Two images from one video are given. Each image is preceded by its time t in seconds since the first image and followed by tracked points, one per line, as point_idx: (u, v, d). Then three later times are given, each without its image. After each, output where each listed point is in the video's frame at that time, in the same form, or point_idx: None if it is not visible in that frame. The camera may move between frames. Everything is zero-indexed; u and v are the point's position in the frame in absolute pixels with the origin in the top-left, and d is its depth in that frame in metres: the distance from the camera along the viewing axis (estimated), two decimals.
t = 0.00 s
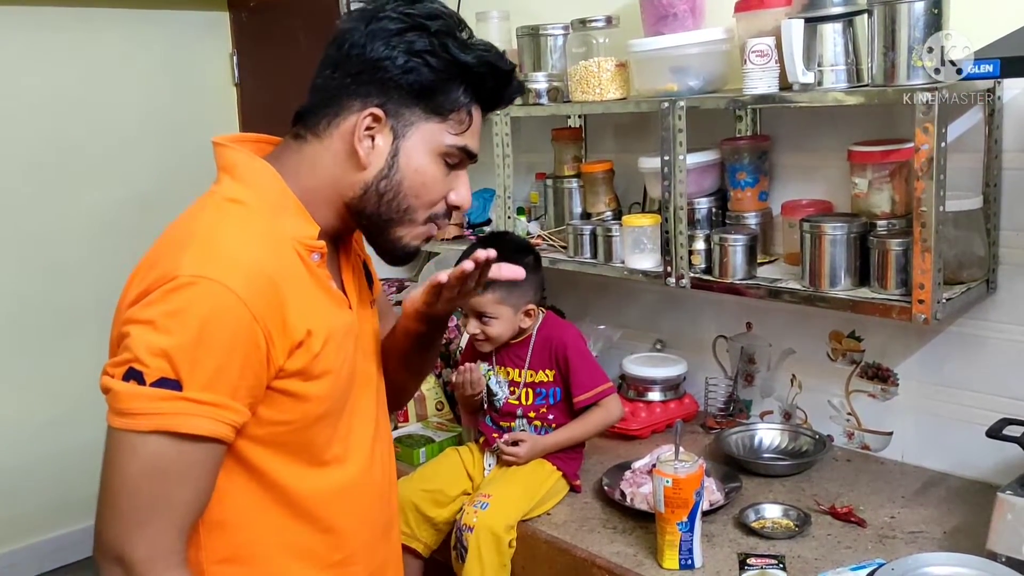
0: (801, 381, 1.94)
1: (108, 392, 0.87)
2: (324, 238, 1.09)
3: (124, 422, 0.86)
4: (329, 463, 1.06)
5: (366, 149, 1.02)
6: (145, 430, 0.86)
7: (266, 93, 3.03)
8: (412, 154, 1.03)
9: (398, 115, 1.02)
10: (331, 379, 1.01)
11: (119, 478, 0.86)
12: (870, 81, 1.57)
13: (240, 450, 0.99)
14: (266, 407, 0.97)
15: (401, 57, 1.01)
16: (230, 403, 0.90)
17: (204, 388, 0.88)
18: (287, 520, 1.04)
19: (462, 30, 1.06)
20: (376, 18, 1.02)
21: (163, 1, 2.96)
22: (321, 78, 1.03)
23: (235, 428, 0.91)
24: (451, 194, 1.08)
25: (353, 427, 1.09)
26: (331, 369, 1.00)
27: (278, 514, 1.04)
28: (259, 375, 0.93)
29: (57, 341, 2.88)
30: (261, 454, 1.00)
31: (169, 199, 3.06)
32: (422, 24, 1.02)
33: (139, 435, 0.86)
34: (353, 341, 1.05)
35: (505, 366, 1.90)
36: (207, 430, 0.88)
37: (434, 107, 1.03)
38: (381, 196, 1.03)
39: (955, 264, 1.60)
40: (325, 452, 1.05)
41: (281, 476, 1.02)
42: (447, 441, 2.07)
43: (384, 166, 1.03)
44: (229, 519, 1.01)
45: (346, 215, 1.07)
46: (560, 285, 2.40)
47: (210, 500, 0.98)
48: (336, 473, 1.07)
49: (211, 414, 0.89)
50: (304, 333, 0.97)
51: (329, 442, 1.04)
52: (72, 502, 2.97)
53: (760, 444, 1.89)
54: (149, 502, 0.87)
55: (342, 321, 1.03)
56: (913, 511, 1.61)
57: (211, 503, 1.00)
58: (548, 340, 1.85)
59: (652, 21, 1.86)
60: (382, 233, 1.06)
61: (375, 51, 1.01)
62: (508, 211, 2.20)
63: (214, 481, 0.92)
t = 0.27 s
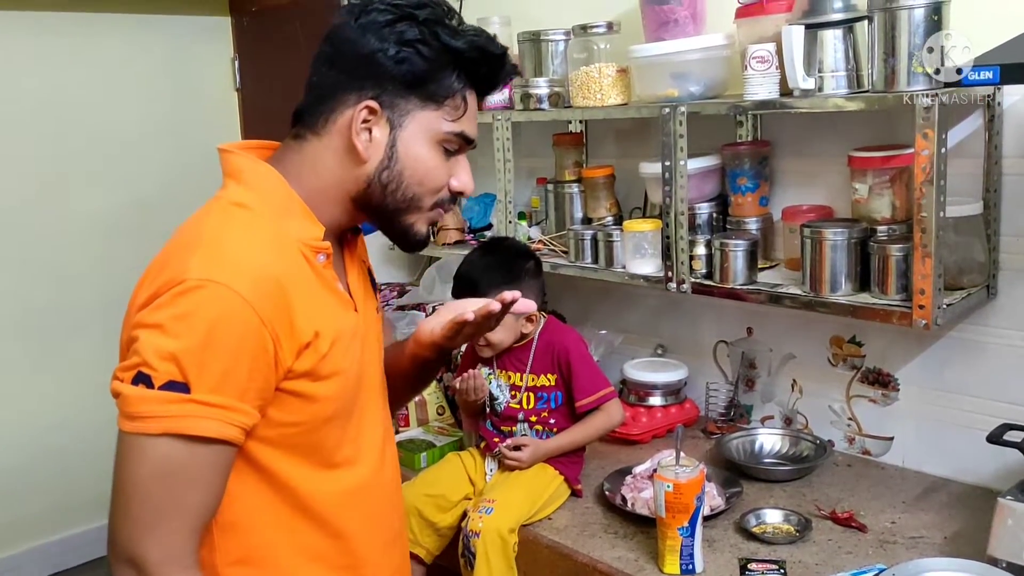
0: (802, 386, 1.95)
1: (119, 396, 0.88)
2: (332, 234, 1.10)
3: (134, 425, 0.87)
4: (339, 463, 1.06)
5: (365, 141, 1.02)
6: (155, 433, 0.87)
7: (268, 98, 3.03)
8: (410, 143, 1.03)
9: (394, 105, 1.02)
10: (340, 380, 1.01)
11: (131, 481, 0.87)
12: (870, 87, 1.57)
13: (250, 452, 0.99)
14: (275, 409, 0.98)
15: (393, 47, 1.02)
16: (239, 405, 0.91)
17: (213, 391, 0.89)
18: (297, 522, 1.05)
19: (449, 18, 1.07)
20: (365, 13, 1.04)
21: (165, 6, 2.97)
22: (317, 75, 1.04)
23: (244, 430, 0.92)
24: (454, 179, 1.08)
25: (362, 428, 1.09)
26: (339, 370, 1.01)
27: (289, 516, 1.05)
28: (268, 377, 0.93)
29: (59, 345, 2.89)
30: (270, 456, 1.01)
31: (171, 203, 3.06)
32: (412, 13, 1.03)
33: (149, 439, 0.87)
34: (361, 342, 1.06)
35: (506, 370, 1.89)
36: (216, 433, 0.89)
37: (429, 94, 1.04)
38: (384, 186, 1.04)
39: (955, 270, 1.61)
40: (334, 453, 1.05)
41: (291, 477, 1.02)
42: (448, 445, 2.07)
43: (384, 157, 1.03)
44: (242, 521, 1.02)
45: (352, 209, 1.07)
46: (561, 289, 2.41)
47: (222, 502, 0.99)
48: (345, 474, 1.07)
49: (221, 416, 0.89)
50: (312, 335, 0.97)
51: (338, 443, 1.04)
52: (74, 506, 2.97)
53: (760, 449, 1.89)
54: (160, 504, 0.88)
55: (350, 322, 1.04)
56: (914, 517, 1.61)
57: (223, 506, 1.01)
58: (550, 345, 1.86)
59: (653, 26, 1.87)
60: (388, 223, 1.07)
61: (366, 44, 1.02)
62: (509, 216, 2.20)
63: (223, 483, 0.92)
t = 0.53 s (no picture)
0: (801, 392, 1.94)
1: (126, 405, 0.89)
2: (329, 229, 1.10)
3: (142, 432, 0.87)
4: (347, 462, 1.07)
5: (348, 130, 1.02)
6: (163, 440, 0.87)
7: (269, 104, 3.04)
8: (393, 127, 1.04)
9: (372, 90, 1.02)
10: (345, 378, 1.01)
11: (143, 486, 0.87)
12: (869, 94, 1.57)
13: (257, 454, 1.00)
14: (281, 409, 0.98)
15: (365, 32, 1.02)
16: (246, 407, 0.91)
17: (218, 394, 0.89)
18: (309, 523, 1.06)
19: None
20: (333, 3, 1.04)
21: (166, 12, 2.97)
22: (295, 72, 1.05)
23: (252, 431, 0.92)
24: (440, 159, 1.08)
25: (368, 426, 1.09)
26: (344, 368, 1.01)
27: (300, 517, 1.05)
28: (274, 378, 0.93)
29: (59, 350, 2.88)
30: (279, 458, 1.01)
31: (172, 208, 3.06)
32: None
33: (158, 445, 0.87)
34: (364, 340, 1.06)
35: (506, 376, 1.89)
36: (224, 435, 0.89)
37: (406, 75, 1.04)
38: (373, 173, 1.04)
39: (955, 275, 1.60)
40: (342, 452, 1.05)
41: (299, 478, 1.03)
42: (448, 451, 2.07)
43: (370, 143, 1.03)
44: (255, 524, 1.02)
45: (346, 200, 1.08)
46: (561, 295, 2.41)
47: (234, 506, 0.99)
48: (353, 472, 1.07)
49: (228, 419, 0.89)
50: (314, 333, 0.97)
51: (344, 442, 1.05)
52: (75, 511, 2.96)
53: (760, 455, 1.89)
54: (173, 512, 0.88)
55: (351, 319, 1.04)
56: (914, 523, 1.61)
57: (235, 510, 1.01)
58: (550, 352, 1.86)
59: (653, 33, 1.87)
60: (382, 209, 1.07)
61: (337, 33, 1.02)
62: (509, 221, 2.21)
63: (235, 485, 0.92)
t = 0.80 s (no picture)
0: (801, 399, 1.94)
1: (138, 417, 0.89)
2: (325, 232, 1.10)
3: (156, 443, 0.87)
4: (359, 462, 1.07)
5: (338, 130, 1.03)
6: (178, 449, 0.87)
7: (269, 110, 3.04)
8: (381, 124, 1.04)
9: (358, 89, 1.02)
10: (353, 378, 1.01)
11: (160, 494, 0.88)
12: (869, 100, 1.57)
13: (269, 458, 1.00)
14: (292, 413, 0.98)
15: (346, 32, 1.02)
16: (257, 412, 0.91)
17: (229, 400, 0.89)
18: (326, 527, 1.06)
19: None
20: (312, 5, 1.03)
21: (166, 19, 2.98)
22: (281, 77, 1.05)
23: (265, 436, 0.92)
24: (430, 152, 1.08)
25: (378, 426, 1.09)
26: (351, 368, 1.01)
27: (316, 521, 1.05)
28: (284, 380, 0.93)
29: (59, 356, 2.88)
30: (292, 462, 1.01)
31: (173, 215, 3.06)
32: None
33: (172, 455, 0.87)
34: (370, 339, 1.06)
35: (506, 385, 1.89)
36: (237, 441, 0.89)
37: (390, 72, 1.04)
38: (365, 171, 1.04)
39: (954, 282, 1.60)
40: (353, 453, 1.05)
41: (312, 481, 1.03)
42: (448, 458, 2.07)
43: (360, 142, 1.04)
44: (272, 529, 1.03)
45: (341, 200, 1.08)
46: (561, 302, 2.41)
47: (251, 513, 1.00)
48: (364, 472, 1.08)
49: (240, 424, 0.89)
50: (320, 335, 0.97)
51: (354, 443, 1.05)
52: (75, 517, 2.95)
53: (760, 462, 1.89)
54: (192, 519, 0.88)
55: (357, 319, 1.04)
56: (915, 530, 1.61)
57: (253, 518, 1.02)
58: (549, 359, 1.86)
59: (652, 39, 1.87)
60: (377, 207, 1.07)
61: (319, 34, 1.02)
62: (509, 227, 2.20)
63: (251, 490, 0.93)
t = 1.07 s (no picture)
0: (802, 408, 1.94)
1: (150, 429, 0.89)
2: (329, 241, 1.10)
3: (169, 454, 0.88)
4: (368, 469, 1.07)
5: (342, 140, 1.03)
6: (191, 459, 0.88)
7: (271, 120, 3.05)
8: (385, 133, 1.05)
9: (361, 99, 1.03)
10: (361, 384, 1.02)
11: (175, 505, 0.88)
12: (869, 110, 1.56)
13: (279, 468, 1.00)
14: (303, 422, 0.99)
15: (348, 43, 1.03)
16: (269, 420, 0.91)
17: (241, 409, 0.89)
18: (338, 535, 1.06)
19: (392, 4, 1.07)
20: (313, 17, 1.04)
21: (168, 29, 2.99)
22: (282, 88, 1.05)
23: (276, 444, 0.92)
24: (432, 159, 1.09)
25: (386, 433, 1.10)
26: (359, 375, 1.01)
27: (328, 529, 1.05)
28: (294, 389, 0.94)
29: (61, 366, 2.88)
30: (304, 471, 1.02)
31: (175, 224, 3.07)
32: (360, 7, 1.04)
33: (186, 466, 0.88)
34: (376, 346, 1.06)
35: (505, 395, 1.89)
36: (249, 449, 0.89)
37: (391, 82, 1.05)
38: (370, 178, 1.05)
39: (955, 292, 1.60)
40: (363, 460, 1.05)
41: (323, 489, 1.03)
42: (449, 467, 2.07)
43: (365, 151, 1.04)
44: (284, 538, 1.03)
45: (346, 209, 1.08)
46: (562, 311, 2.41)
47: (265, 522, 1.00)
48: (374, 478, 1.08)
49: (252, 433, 0.90)
50: (329, 342, 0.98)
51: (363, 449, 1.05)
52: (76, 526, 2.95)
53: (762, 471, 1.89)
54: (207, 529, 0.88)
55: (363, 326, 1.04)
56: (917, 540, 1.60)
57: (266, 527, 1.02)
58: (549, 369, 1.86)
59: (652, 50, 1.88)
60: (382, 214, 1.08)
61: (320, 46, 1.02)
62: (510, 237, 2.20)
63: (263, 498, 0.93)
